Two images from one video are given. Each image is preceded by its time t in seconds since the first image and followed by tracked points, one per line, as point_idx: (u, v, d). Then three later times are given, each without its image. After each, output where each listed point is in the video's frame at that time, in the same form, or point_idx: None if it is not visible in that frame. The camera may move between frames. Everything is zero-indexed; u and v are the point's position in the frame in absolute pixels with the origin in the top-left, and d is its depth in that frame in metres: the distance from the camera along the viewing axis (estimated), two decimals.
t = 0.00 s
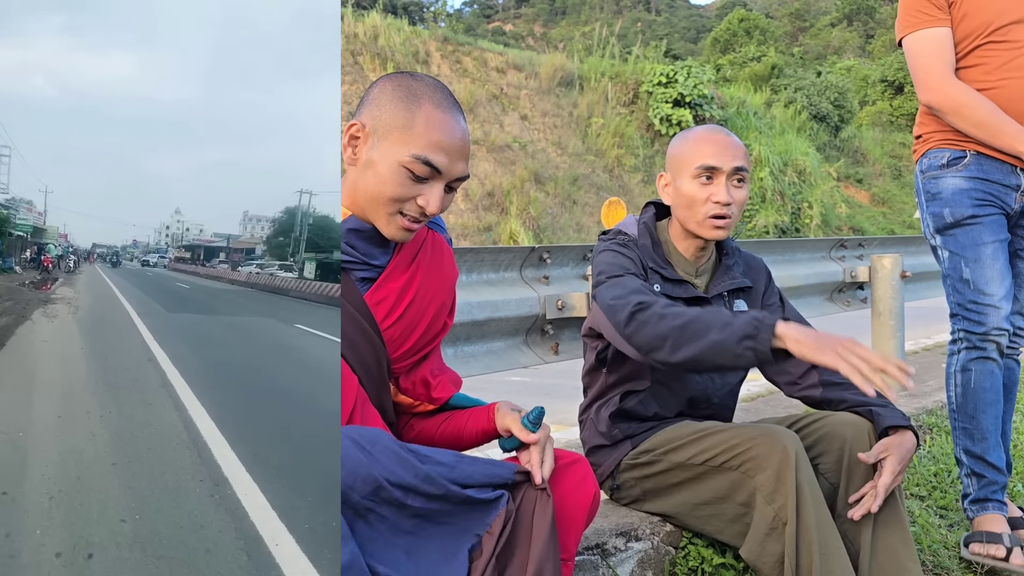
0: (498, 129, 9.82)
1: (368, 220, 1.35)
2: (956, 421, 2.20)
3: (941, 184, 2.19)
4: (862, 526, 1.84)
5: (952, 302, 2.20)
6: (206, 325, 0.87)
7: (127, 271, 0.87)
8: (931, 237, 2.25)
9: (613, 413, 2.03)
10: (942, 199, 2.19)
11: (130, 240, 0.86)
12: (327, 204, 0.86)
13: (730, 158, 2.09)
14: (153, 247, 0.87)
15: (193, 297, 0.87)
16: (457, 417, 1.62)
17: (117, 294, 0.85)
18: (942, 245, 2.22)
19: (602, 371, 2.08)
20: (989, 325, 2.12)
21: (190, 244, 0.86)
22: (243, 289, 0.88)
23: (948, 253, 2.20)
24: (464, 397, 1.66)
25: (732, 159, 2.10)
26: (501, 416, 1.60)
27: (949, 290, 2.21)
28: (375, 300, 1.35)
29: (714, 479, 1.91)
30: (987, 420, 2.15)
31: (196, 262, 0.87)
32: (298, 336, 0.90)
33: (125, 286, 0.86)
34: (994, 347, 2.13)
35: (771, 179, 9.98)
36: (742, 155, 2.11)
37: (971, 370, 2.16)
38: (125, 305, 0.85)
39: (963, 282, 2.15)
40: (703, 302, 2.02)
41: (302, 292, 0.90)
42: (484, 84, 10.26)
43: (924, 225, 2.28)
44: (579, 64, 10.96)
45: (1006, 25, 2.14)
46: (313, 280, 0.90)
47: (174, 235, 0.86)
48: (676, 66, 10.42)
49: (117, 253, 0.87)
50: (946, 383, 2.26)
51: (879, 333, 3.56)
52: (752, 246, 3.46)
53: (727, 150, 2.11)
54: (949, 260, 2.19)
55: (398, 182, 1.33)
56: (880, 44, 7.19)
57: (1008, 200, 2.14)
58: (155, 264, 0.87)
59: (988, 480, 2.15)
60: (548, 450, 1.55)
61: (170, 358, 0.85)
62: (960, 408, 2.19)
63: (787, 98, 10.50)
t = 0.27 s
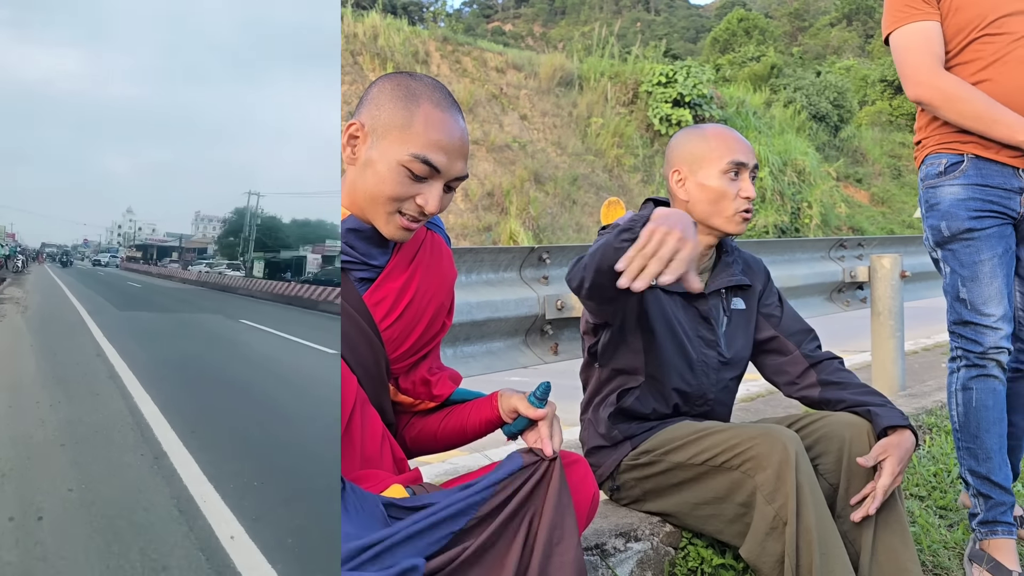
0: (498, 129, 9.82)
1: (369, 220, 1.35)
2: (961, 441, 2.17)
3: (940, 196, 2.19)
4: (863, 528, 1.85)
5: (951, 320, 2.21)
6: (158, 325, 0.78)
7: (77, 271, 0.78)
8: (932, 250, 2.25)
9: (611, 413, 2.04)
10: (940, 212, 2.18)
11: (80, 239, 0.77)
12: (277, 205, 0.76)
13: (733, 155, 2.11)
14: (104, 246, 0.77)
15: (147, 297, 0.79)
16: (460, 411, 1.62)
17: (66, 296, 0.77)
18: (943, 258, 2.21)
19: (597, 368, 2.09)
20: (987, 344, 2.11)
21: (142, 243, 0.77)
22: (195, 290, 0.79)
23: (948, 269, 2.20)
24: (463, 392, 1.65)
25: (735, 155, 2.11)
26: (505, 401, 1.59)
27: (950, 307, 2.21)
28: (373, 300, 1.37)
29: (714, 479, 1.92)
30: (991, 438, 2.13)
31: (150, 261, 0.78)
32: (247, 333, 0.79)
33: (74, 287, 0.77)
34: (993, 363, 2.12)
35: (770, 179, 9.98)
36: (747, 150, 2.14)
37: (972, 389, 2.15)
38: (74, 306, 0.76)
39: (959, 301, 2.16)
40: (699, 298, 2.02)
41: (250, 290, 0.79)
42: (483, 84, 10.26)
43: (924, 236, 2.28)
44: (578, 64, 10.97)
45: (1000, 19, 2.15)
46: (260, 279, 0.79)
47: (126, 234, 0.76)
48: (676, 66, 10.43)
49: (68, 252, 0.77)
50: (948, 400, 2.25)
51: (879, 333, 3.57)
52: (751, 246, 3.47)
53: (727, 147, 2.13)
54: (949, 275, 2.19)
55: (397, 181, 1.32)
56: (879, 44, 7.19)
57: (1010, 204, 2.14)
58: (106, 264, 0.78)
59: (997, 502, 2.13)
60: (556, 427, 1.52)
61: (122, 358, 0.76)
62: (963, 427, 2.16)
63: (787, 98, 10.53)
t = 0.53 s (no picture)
0: (498, 129, 9.82)
1: (370, 218, 1.34)
2: (960, 440, 2.17)
3: (938, 197, 2.18)
4: (863, 529, 1.85)
5: (949, 321, 2.20)
6: (117, 332, 0.84)
7: (17, 265, 0.83)
8: (930, 251, 2.25)
9: (609, 414, 2.03)
10: (939, 213, 2.18)
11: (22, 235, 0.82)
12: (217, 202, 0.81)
13: (732, 153, 2.11)
14: (46, 241, 0.84)
15: (86, 291, 0.85)
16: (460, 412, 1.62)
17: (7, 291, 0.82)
18: (941, 259, 2.21)
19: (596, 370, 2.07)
20: (986, 344, 2.11)
21: (86, 238, 0.84)
22: (138, 283, 0.85)
23: (946, 270, 2.19)
24: (464, 393, 1.66)
25: (733, 154, 2.11)
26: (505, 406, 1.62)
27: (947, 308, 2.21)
28: (373, 299, 1.36)
29: (711, 480, 1.91)
30: (991, 437, 2.13)
31: (90, 257, 0.85)
32: (188, 325, 0.85)
33: (13, 282, 0.83)
34: (993, 364, 2.11)
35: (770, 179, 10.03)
36: (745, 149, 2.13)
37: (971, 388, 2.14)
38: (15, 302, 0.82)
39: (958, 302, 2.16)
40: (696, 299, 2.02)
41: (193, 286, 0.84)
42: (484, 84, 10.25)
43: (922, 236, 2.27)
44: (578, 64, 10.98)
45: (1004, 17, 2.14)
46: (204, 274, 0.84)
47: (70, 229, 0.83)
48: (676, 66, 10.43)
49: (8, 248, 0.82)
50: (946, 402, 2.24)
51: (879, 332, 3.56)
52: (752, 246, 3.46)
53: (725, 146, 2.12)
54: (947, 277, 2.19)
55: (398, 179, 1.32)
56: (878, 43, 7.19)
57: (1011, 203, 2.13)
58: (48, 259, 0.85)
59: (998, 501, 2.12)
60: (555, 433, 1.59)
61: (59, 347, 0.83)
62: (964, 426, 2.16)
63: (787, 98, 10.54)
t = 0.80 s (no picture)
0: (500, 129, 9.82)
1: (374, 219, 1.34)
2: (962, 439, 2.17)
3: (943, 196, 2.17)
4: (867, 529, 1.84)
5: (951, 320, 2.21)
6: None
7: None
8: (935, 249, 2.24)
9: (613, 414, 2.03)
10: (944, 212, 2.17)
11: None
12: (107, 166, 0.76)
13: (729, 152, 2.12)
14: None
15: None
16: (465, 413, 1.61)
17: None
18: (946, 259, 2.21)
19: (602, 374, 2.05)
20: (988, 346, 2.12)
21: None
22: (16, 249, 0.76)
23: (950, 268, 2.19)
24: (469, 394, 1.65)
25: (731, 153, 2.12)
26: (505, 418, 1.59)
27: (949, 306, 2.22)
28: (376, 299, 1.35)
29: (712, 480, 1.91)
30: (992, 438, 2.13)
31: None
32: (71, 292, 0.78)
33: None
34: (994, 364, 2.12)
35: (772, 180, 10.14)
36: (744, 149, 2.14)
37: (972, 388, 2.15)
38: None
39: (962, 301, 2.16)
40: (701, 301, 2.02)
41: (77, 254, 0.77)
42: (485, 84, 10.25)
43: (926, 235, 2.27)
44: (579, 65, 11.00)
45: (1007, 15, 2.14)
46: (90, 243, 0.77)
47: None
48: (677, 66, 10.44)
49: None
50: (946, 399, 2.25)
51: (881, 332, 3.56)
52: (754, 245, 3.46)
53: (724, 146, 2.13)
54: (951, 275, 2.18)
55: (400, 178, 1.32)
56: (880, 43, 7.19)
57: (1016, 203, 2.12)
58: None
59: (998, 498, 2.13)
60: (556, 450, 1.55)
61: None
62: (964, 426, 2.16)
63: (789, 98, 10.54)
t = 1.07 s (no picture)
0: (500, 130, 9.82)
1: (374, 219, 1.35)
2: (968, 438, 2.16)
3: (954, 190, 2.16)
4: (868, 529, 1.84)
5: (964, 317, 2.18)
6: None
7: None
8: (944, 246, 2.22)
9: (615, 414, 2.03)
10: (955, 206, 2.15)
11: None
12: (35, 98, 0.66)
13: (732, 156, 2.11)
14: None
15: None
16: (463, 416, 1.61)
17: None
18: (956, 254, 2.18)
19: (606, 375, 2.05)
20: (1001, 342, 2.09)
21: None
22: None
23: (960, 263, 2.16)
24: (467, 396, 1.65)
25: (731, 154, 2.12)
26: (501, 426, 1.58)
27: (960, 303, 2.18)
28: (376, 300, 1.36)
29: (717, 478, 1.92)
30: (999, 437, 2.11)
31: None
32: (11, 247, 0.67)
33: None
34: (1005, 361, 2.09)
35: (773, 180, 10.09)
36: (745, 150, 2.13)
37: (982, 386, 2.12)
38: None
39: (974, 296, 2.13)
40: (711, 304, 2.02)
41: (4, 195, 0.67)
42: (486, 84, 10.25)
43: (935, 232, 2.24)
44: (580, 66, 11.01)
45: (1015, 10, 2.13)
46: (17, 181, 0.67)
47: None
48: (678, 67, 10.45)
49: None
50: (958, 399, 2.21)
51: (882, 333, 3.55)
52: (755, 246, 3.46)
53: (723, 147, 2.13)
54: (961, 271, 2.16)
55: (400, 178, 1.32)
56: (883, 43, 7.20)
57: None
58: None
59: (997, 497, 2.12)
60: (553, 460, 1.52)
61: None
62: (972, 425, 2.14)
63: (790, 99, 10.55)
